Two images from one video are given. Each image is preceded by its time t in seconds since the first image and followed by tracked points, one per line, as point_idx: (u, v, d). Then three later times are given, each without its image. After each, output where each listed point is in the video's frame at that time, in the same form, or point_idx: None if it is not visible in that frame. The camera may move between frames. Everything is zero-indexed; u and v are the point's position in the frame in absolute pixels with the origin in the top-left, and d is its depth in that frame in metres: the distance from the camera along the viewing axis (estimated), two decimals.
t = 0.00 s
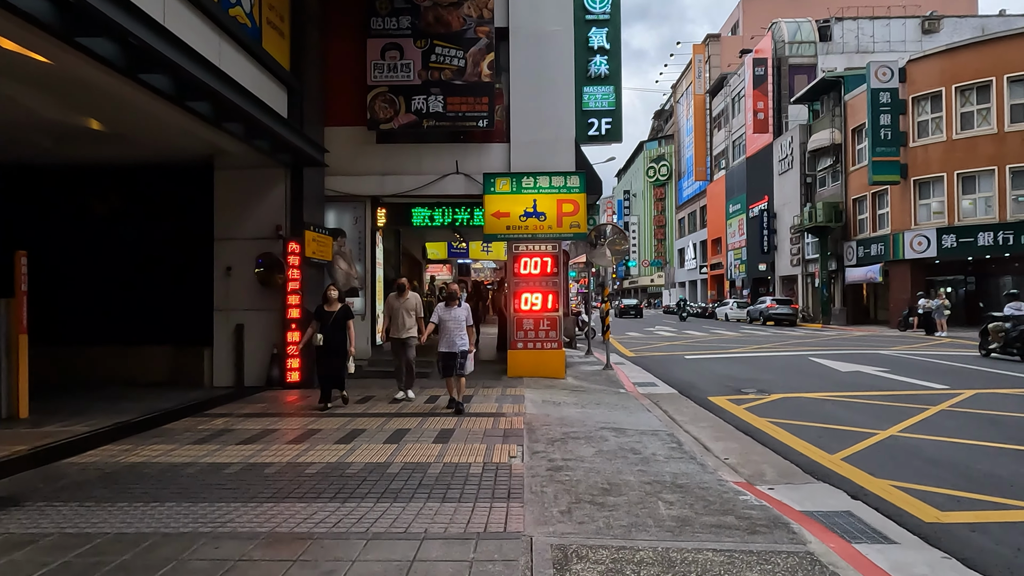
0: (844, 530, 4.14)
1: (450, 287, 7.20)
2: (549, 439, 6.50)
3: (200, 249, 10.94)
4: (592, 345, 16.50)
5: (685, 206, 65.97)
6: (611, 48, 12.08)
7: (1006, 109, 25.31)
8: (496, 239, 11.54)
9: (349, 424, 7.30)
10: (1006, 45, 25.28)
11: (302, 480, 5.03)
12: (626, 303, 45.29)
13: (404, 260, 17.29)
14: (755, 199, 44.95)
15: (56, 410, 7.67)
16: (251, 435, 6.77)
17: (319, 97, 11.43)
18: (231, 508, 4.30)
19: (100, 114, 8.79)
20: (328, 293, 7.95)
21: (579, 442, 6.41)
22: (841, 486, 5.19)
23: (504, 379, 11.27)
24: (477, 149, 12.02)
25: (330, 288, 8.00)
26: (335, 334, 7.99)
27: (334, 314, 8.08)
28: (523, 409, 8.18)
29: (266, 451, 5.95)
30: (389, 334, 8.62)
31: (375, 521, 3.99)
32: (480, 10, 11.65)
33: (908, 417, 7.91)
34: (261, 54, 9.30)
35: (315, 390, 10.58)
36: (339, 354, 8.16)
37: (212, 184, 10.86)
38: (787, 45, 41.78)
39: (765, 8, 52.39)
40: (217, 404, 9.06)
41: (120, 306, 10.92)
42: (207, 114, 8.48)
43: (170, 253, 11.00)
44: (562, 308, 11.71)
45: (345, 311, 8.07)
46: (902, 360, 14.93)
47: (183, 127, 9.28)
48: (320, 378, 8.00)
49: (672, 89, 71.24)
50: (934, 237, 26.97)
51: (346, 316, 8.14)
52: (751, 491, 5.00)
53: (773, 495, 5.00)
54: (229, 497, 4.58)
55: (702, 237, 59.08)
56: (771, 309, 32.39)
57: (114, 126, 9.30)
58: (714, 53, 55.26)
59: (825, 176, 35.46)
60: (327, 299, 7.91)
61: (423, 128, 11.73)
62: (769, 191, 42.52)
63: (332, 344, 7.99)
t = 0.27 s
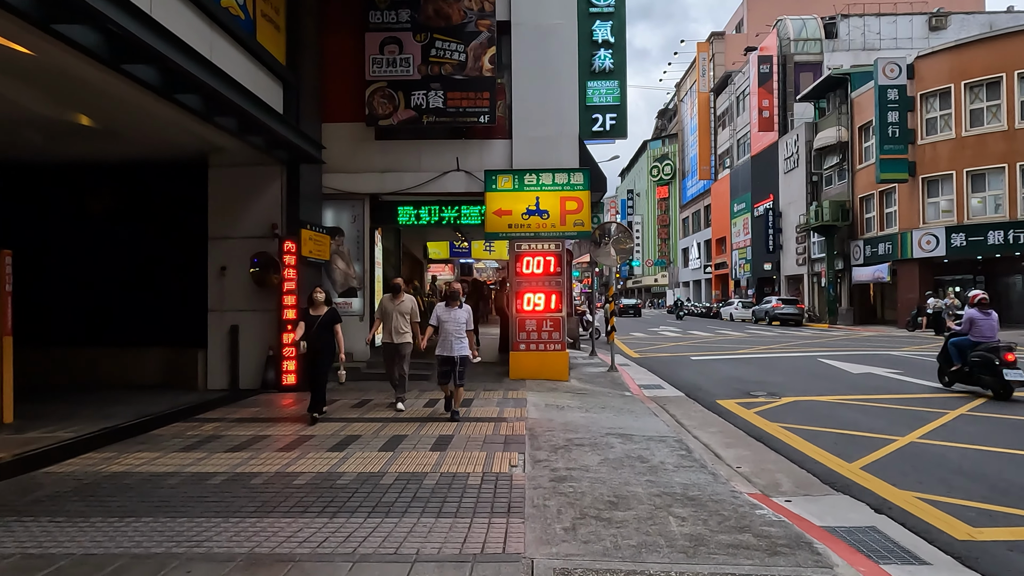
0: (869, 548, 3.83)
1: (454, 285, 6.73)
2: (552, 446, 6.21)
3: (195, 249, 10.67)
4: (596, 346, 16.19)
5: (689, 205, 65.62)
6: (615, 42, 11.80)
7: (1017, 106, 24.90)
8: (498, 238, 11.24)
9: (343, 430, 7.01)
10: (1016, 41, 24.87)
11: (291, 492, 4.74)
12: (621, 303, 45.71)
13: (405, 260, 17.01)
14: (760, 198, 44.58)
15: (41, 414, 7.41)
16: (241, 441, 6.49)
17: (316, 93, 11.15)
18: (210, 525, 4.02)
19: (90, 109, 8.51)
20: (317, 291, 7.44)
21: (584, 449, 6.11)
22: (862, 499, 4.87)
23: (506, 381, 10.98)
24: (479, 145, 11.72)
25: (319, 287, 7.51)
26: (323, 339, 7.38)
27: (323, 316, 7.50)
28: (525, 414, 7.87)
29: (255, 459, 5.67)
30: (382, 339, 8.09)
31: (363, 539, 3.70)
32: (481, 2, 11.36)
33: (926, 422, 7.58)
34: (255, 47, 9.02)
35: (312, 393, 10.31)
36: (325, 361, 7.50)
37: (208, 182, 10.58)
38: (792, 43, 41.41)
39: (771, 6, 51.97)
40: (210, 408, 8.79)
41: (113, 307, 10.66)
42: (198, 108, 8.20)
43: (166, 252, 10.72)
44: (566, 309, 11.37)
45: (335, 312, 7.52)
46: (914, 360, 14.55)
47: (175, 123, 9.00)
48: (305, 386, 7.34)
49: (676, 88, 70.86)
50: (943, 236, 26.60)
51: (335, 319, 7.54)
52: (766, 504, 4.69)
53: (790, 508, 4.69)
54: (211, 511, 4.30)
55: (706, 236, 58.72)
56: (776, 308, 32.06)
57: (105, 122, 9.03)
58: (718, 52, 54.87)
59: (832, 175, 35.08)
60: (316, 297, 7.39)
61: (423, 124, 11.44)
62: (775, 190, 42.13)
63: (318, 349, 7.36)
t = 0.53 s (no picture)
0: (897, 572, 3.48)
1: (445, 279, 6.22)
2: (551, 454, 5.87)
3: (183, 245, 10.36)
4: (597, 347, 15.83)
5: (692, 205, 65.24)
6: (618, 33, 11.46)
7: None
8: (496, 236, 10.88)
9: (330, 436, 6.66)
10: None
11: (269, 506, 4.38)
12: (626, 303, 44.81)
13: (403, 259, 16.65)
14: (764, 197, 44.18)
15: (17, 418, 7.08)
16: (224, 448, 6.15)
17: (309, 86, 10.82)
18: (175, 545, 3.68)
19: (72, 102, 8.16)
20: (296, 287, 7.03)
21: (584, 457, 5.76)
22: (885, 514, 4.51)
23: (504, 384, 10.61)
24: (477, 140, 11.37)
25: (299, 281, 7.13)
26: (304, 338, 7.03)
27: (302, 314, 7.09)
28: (523, 418, 7.52)
29: (234, 469, 5.32)
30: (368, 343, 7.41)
31: (339, 562, 3.35)
32: None
33: (944, 428, 7.22)
34: (244, 37, 8.69)
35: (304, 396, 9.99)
36: (304, 366, 7.12)
37: (196, 177, 10.25)
38: (796, 40, 41.04)
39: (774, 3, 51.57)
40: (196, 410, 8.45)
41: (99, 306, 10.33)
42: (182, 99, 7.86)
43: (155, 249, 10.40)
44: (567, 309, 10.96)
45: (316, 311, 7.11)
46: (923, 361, 14.18)
47: (162, 116, 8.65)
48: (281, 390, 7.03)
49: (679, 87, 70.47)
50: (951, 235, 26.20)
51: (317, 319, 7.14)
52: (782, 520, 4.33)
53: (807, 524, 4.33)
54: (177, 528, 3.95)
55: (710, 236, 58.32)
56: (781, 308, 31.68)
57: (88, 115, 8.68)
58: (721, 50, 54.51)
59: (837, 173, 34.68)
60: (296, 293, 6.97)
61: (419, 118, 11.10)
62: (779, 189, 41.74)
63: (297, 349, 7.03)
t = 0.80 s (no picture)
0: None
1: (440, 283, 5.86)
2: (554, 466, 5.54)
3: (176, 246, 10.07)
4: (601, 350, 15.49)
5: (695, 206, 64.89)
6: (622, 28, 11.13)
7: None
8: (497, 236, 10.56)
9: (321, 446, 6.33)
10: None
11: (251, 527, 4.06)
12: (626, 301, 40.80)
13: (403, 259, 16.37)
14: (768, 198, 43.82)
15: None
16: (209, 459, 5.82)
17: (305, 82, 10.52)
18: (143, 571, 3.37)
19: (58, 98, 7.85)
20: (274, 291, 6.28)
21: (589, 470, 5.43)
22: (916, 536, 4.17)
23: (506, 389, 10.27)
24: (477, 138, 11.05)
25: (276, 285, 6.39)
26: (284, 349, 6.30)
27: (281, 321, 6.38)
28: (524, 426, 7.18)
29: (217, 483, 5.01)
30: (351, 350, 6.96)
31: None
32: None
33: (967, 437, 6.88)
34: (236, 31, 8.39)
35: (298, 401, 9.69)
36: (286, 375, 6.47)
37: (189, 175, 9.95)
38: (802, 39, 40.74)
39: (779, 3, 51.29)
40: (185, 417, 8.14)
41: (90, 308, 10.04)
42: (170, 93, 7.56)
43: (149, 249, 10.11)
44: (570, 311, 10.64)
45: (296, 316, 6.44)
46: (935, 365, 13.83)
47: (152, 113, 8.34)
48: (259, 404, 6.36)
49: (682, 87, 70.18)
50: (960, 236, 25.82)
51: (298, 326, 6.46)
52: (805, 542, 3.99)
53: (832, 547, 3.99)
54: (148, 551, 3.64)
55: (713, 237, 57.95)
56: (786, 310, 31.32)
57: (76, 112, 8.37)
58: (725, 50, 54.21)
59: (843, 173, 34.32)
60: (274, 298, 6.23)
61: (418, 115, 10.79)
62: (784, 189, 41.38)
63: (277, 360, 6.31)
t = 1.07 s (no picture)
0: None
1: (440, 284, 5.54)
2: (562, 479, 5.19)
3: (172, 246, 9.77)
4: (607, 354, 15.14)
5: (699, 208, 64.53)
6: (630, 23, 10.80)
7: None
8: (501, 236, 10.23)
9: (316, 455, 5.99)
10: None
11: (236, 548, 3.73)
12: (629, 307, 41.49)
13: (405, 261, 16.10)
14: (774, 200, 43.43)
15: None
16: (197, 469, 5.49)
17: (304, 78, 10.23)
18: None
19: (46, 93, 7.55)
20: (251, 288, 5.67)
21: (600, 484, 5.09)
22: (958, 559, 3.82)
23: (510, 394, 9.93)
24: (480, 135, 10.74)
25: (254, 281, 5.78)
26: (259, 352, 5.59)
27: (257, 321, 5.71)
28: (529, 434, 6.84)
29: (203, 496, 4.69)
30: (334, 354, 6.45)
31: None
32: None
33: (998, 447, 6.50)
34: (232, 23, 8.09)
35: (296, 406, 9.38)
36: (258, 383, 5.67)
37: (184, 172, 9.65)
38: (808, 40, 40.46)
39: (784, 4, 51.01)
40: (178, 424, 7.82)
41: (83, 310, 9.75)
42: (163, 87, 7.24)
43: (144, 249, 9.82)
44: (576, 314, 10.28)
45: (276, 316, 5.80)
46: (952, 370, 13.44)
47: (142, 108, 8.03)
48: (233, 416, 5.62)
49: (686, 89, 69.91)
50: (970, 237, 25.41)
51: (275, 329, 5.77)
52: (838, 566, 3.65)
53: (868, 569, 3.65)
54: None
55: (718, 239, 57.55)
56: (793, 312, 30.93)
57: (66, 107, 8.07)
58: (729, 51, 53.95)
59: (850, 175, 33.96)
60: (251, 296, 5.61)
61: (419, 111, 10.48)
62: (789, 191, 41.00)
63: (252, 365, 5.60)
